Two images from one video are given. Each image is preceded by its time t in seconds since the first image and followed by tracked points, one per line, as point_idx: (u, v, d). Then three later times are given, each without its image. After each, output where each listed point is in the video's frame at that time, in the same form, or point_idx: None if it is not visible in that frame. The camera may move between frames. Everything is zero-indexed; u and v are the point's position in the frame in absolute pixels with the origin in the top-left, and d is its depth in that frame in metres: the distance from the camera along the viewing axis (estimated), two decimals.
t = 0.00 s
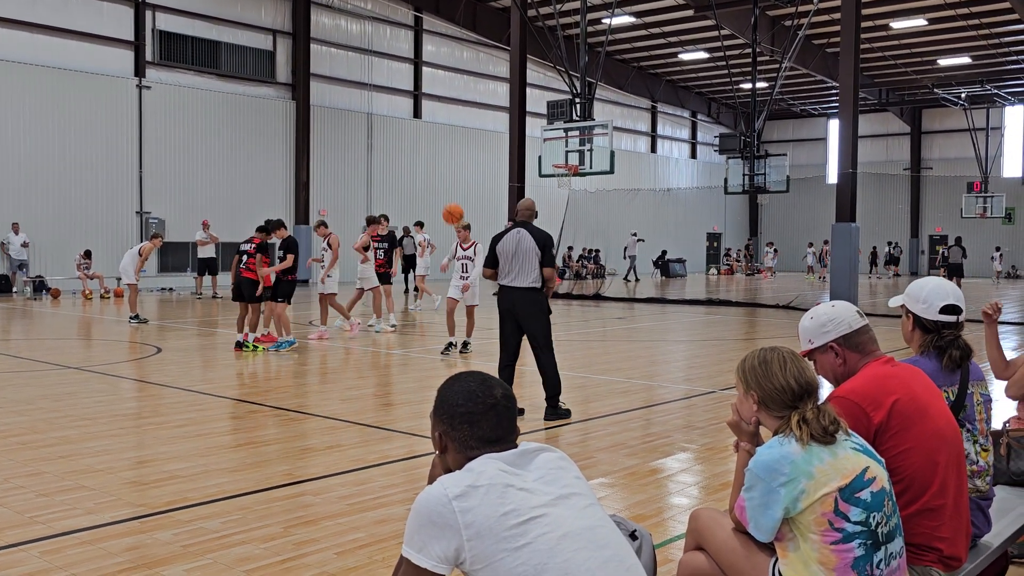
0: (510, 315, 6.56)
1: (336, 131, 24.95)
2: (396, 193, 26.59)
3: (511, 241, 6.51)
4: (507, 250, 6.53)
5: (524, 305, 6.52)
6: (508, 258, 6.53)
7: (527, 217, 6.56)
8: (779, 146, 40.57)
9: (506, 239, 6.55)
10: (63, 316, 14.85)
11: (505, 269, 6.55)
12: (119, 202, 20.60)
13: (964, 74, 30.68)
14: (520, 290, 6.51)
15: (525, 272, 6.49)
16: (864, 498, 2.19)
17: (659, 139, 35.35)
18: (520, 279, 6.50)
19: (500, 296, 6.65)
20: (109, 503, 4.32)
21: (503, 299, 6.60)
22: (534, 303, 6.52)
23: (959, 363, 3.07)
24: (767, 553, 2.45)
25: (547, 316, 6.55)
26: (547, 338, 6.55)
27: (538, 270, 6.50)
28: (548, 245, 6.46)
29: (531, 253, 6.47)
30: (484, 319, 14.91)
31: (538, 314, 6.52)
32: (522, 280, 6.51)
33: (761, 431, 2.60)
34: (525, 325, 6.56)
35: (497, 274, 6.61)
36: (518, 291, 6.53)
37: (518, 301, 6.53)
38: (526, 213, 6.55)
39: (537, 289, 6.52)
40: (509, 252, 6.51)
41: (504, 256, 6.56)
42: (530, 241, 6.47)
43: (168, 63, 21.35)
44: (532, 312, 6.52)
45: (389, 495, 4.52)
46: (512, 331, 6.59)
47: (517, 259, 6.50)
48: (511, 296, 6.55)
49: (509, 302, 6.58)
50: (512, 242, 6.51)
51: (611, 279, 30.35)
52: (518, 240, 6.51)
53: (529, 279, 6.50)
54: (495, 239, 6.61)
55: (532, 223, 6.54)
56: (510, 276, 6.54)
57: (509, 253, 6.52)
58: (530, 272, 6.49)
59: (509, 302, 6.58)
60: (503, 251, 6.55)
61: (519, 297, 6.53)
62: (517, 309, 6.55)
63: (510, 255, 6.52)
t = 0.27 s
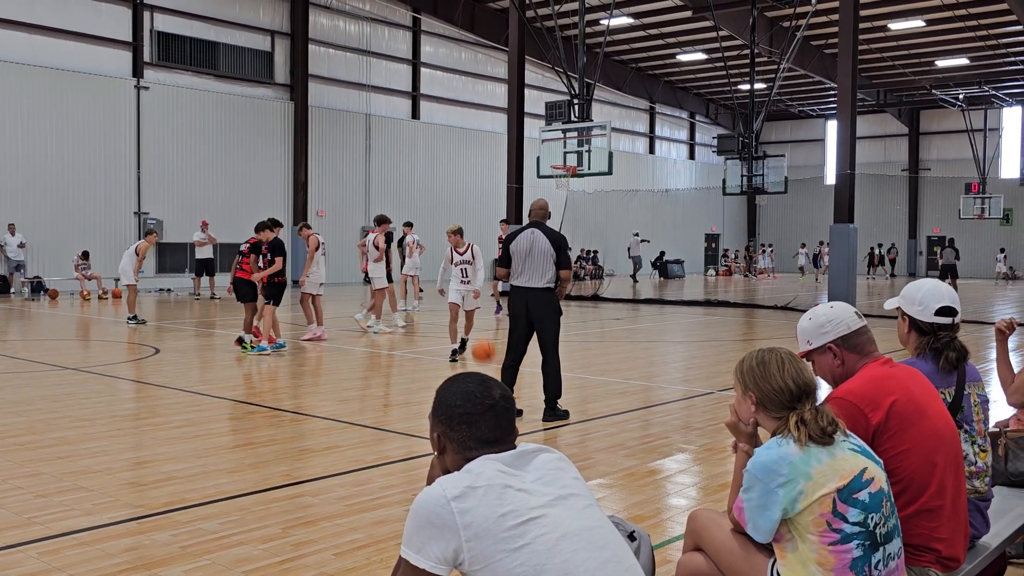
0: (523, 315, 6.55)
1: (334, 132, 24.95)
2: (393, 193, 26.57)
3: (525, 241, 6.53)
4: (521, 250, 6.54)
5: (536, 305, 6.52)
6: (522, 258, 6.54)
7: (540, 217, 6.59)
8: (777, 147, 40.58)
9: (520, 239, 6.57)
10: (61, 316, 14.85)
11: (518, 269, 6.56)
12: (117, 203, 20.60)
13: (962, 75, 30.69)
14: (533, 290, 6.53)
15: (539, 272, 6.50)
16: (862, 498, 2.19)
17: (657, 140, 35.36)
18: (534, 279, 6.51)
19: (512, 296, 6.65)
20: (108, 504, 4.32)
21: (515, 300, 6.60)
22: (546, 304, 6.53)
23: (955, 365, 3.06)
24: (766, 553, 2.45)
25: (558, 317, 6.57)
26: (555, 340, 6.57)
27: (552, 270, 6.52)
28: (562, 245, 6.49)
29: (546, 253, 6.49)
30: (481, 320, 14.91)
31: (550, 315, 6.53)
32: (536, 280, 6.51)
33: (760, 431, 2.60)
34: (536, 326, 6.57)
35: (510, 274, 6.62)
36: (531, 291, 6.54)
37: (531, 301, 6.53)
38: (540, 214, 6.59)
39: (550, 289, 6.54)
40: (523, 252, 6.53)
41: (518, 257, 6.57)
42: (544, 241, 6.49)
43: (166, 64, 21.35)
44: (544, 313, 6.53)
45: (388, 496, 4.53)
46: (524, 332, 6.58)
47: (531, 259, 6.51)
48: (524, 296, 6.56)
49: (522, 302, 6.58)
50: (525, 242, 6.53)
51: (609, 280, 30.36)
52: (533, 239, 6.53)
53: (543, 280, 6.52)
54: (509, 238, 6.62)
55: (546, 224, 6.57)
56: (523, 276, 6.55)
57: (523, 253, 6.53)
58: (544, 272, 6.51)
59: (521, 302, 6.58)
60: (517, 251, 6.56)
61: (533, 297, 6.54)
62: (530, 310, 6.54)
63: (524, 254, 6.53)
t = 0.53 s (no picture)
0: (530, 316, 6.56)
1: (331, 132, 24.92)
2: (390, 194, 26.54)
3: (534, 241, 6.51)
4: (530, 250, 6.53)
5: (544, 306, 6.53)
6: (529, 259, 6.54)
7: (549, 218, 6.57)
8: (774, 148, 40.61)
9: (529, 239, 6.56)
10: (58, 317, 14.84)
11: (526, 269, 6.56)
12: (114, 203, 20.56)
13: (959, 76, 30.73)
14: (541, 291, 6.53)
15: (547, 273, 6.50)
16: (859, 499, 2.19)
17: (654, 141, 35.36)
18: (541, 280, 6.51)
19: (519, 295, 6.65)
20: (104, 505, 4.31)
21: (523, 299, 6.60)
22: (554, 304, 6.53)
23: (948, 366, 3.07)
24: (763, 554, 2.45)
25: (565, 318, 6.57)
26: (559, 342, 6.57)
27: (560, 270, 6.52)
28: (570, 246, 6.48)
29: (555, 254, 6.48)
30: (479, 321, 14.91)
31: (557, 316, 6.53)
32: (544, 281, 6.51)
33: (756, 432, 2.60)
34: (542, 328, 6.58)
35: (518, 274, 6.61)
36: (539, 292, 6.54)
37: (539, 301, 6.54)
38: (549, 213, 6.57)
39: (557, 290, 6.54)
40: (531, 252, 6.52)
41: (526, 257, 6.56)
42: (552, 242, 6.48)
43: (163, 64, 21.32)
44: (551, 313, 6.54)
45: (385, 497, 4.52)
46: (530, 332, 6.59)
47: (539, 259, 6.50)
48: (532, 296, 6.56)
49: (529, 302, 6.58)
50: (534, 243, 6.52)
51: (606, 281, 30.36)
52: (541, 240, 6.51)
53: (551, 280, 6.52)
54: (517, 238, 6.61)
55: (554, 224, 6.55)
56: (531, 277, 6.55)
57: (531, 253, 6.52)
58: (552, 273, 6.51)
59: (529, 302, 6.58)
60: (525, 251, 6.56)
61: (540, 298, 6.54)
62: (538, 310, 6.55)
63: (532, 255, 6.52)
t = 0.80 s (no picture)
0: (531, 316, 6.56)
1: (327, 134, 24.91)
2: (387, 196, 26.54)
3: (536, 243, 6.51)
4: (533, 250, 6.54)
5: (545, 306, 6.52)
6: (532, 260, 6.54)
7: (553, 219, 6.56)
8: (770, 150, 40.63)
9: (532, 239, 6.56)
10: (53, 318, 14.81)
11: (528, 269, 6.57)
12: (110, 205, 20.54)
13: (955, 78, 30.79)
14: (543, 293, 6.53)
15: (548, 275, 6.50)
16: (854, 500, 2.20)
17: (650, 142, 35.37)
18: (542, 282, 6.51)
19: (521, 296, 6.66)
20: (99, 507, 4.30)
21: (525, 300, 6.60)
22: (554, 306, 6.52)
23: (938, 368, 3.08)
24: (759, 554, 2.45)
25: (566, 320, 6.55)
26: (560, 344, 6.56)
27: (562, 273, 6.51)
28: (573, 248, 6.46)
29: (557, 255, 6.47)
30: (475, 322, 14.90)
31: (557, 317, 6.52)
32: (545, 282, 6.51)
33: (753, 433, 2.60)
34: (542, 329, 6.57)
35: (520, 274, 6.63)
36: (541, 293, 6.54)
37: (540, 303, 6.53)
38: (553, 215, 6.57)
39: (558, 292, 6.54)
40: (533, 253, 6.52)
41: (529, 257, 6.56)
42: (554, 244, 6.47)
43: (159, 66, 21.31)
44: (552, 314, 6.53)
45: (381, 498, 4.52)
46: (530, 332, 6.59)
47: (542, 260, 6.50)
48: (534, 297, 6.55)
49: (530, 303, 6.57)
50: (536, 243, 6.52)
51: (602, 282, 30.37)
52: (544, 241, 6.51)
53: (552, 282, 6.52)
54: (521, 238, 6.62)
55: (558, 226, 6.54)
56: (533, 277, 6.55)
57: (533, 254, 6.52)
58: (553, 275, 6.50)
59: (530, 303, 6.58)
60: (528, 251, 6.56)
61: (541, 299, 6.54)
62: (539, 310, 6.54)
63: (534, 256, 6.53)
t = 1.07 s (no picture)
0: (527, 316, 6.56)
1: (322, 135, 24.90)
2: (382, 197, 26.53)
3: (533, 244, 6.52)
4: (529, 251, 6.55)
5: (542, 306, 6.52)
6: (528, 261, 6.55)
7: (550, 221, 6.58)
8: (764, 151, 40.70)
9: (529, 240, 6.57)
10: (46, 319, 14.77)
11: (524, 270, 6.58)
12: (104, 205, 20.49)
13: (948, 80, 30.89)
14: (539, 294, 6.52)
15: (545, 276, 6.50)
16: (848, 500, 2.20)
17: (645, 143, 35.40)
18: (539, 283, 6.52)
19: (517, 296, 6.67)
20: (93, 508, 4.29)
21: (521, 301, 6.60)
22: (551, 306, 6.53)
23: (928, 369, 3.10)
24: (753, 555, 2.46)
25: (563, 321, 6.56)
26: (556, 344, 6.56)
27: (558, 274, 6.51)
28: (569, 249, 6.45)
29: (554, 256, 6.47)
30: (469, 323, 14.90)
31: (554, 317, 6.52)
32: (542, 284, 6.51)
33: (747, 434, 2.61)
34: (539, 329, 6.57)
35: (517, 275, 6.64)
36: (537, 293, 6.54)
37: (536, 303, 6.53)
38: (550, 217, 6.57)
39: (555, 293, 6.54)
40: (530, 254, 6.53)
41: (526, 259, 6.57)
42: (551, 246, 6.47)
43: (154, 66, 21.27)
44: (548, 315, 6.53)
45: (375, 499, 4.52)
46: (527, 331, 6.59)
47: (538, 261, 6.50)
48: (531, 298, 6.55)
49: (527, 303, 6.57)
50: (533, 244, 6.53)
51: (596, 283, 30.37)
52: (541, 242, 6.51)
53: (549, 283, 6.52)
54: (518, 240, 6.63)
55: (555, 227, 6.55)
56: (530, 278, 6.56)
57: (530, 256, 6.53)
58: (550, 276, 6.50)
59: (526, 303, 6.58)
60: (525, 253, 6.57)
61: (537, 300, 6.55)
62: (535, 309, 6.54)
63: (531, 257, 6.53)
